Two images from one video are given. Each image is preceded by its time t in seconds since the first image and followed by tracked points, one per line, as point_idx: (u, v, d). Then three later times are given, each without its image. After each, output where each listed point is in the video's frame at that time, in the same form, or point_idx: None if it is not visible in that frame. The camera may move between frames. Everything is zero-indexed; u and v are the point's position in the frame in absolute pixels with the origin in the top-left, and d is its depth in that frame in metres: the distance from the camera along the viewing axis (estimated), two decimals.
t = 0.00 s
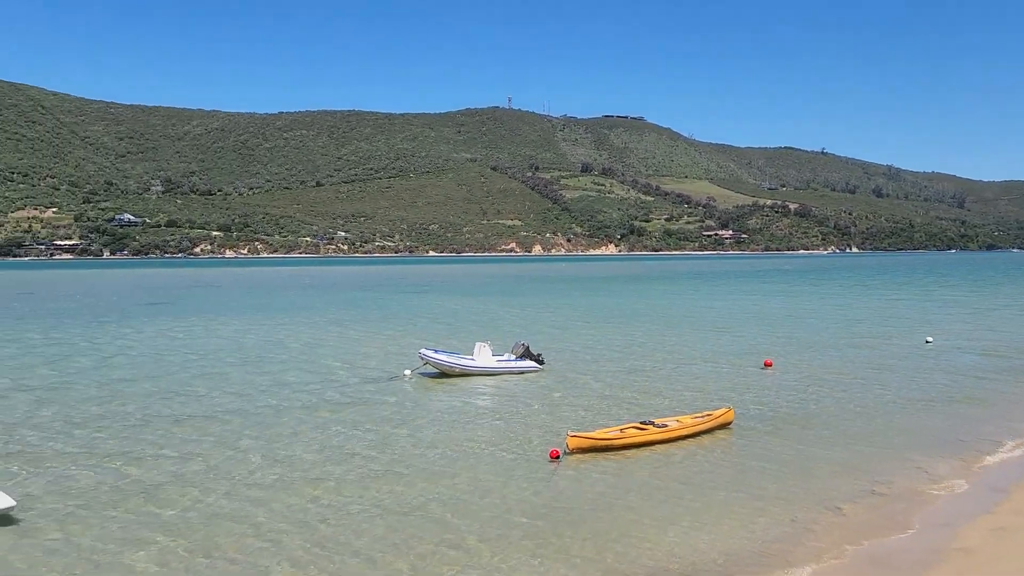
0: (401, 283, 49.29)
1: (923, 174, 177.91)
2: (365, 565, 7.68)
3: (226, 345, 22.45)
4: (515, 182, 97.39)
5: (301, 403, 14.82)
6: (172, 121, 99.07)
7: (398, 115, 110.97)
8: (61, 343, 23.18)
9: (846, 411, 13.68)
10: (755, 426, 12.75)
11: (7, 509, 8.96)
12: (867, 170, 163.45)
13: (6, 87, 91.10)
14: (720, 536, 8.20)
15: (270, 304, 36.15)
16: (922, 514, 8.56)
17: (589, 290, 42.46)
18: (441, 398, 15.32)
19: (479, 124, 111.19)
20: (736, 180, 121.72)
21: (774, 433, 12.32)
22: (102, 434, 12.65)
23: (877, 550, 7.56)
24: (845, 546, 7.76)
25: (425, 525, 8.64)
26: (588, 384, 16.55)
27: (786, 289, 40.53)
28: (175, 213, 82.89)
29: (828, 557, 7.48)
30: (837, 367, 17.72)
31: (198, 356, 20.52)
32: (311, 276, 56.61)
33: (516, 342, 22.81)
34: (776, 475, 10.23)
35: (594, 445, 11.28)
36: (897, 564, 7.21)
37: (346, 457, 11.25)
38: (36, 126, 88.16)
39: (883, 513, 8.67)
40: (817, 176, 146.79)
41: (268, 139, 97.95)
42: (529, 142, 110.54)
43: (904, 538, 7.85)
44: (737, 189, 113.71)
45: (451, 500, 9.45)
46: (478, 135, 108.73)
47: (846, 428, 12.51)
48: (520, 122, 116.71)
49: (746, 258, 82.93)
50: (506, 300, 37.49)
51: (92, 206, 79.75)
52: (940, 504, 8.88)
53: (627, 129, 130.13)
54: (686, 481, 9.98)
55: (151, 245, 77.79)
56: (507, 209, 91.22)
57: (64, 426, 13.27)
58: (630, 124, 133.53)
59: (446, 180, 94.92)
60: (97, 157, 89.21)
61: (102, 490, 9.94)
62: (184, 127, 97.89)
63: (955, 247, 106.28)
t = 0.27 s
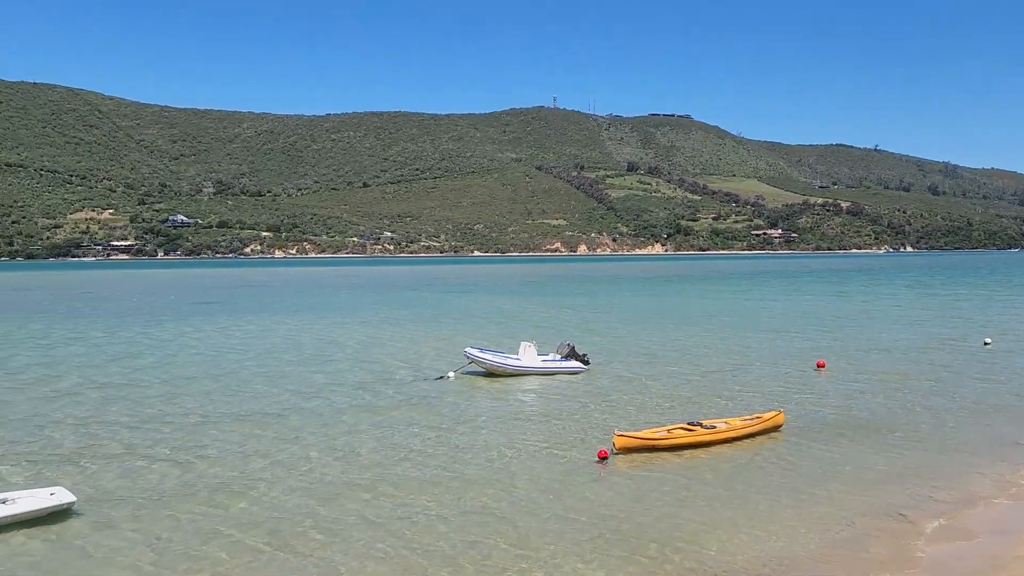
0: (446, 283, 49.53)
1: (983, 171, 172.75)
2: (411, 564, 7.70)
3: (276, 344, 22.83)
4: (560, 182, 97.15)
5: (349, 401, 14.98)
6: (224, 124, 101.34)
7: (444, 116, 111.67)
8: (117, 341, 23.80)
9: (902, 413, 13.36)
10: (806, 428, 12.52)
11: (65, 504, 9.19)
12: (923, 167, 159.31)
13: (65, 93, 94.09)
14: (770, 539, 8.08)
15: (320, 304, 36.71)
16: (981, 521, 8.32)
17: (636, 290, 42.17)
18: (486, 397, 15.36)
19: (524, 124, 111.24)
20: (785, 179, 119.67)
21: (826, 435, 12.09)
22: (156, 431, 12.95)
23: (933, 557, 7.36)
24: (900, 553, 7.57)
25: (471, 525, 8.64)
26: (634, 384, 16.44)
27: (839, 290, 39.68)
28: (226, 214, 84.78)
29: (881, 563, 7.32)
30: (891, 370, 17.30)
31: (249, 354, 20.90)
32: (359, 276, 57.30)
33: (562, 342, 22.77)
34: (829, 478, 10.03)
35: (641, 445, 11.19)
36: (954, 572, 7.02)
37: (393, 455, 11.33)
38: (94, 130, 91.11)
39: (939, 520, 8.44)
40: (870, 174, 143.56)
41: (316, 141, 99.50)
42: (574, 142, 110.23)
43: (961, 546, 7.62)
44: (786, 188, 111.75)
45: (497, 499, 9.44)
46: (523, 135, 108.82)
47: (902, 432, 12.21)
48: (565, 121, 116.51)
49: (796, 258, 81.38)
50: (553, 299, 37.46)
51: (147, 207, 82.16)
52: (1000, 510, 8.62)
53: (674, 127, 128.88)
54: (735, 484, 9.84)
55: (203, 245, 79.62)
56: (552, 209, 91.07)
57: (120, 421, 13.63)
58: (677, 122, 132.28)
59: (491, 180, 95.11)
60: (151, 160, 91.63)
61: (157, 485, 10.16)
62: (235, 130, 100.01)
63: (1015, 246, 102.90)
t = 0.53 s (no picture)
0: (491, 283, 49.50)
1: None
2: (457, 563, 7.68)
3: (324, 343, 23.12)
4: (605, 181, 96.53)
5: (395, 399, 15.10)
6: (273, 126, 103.41)
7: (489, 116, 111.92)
8: (171, 339, 24.35)
9: (960, 416, 12.98)
10: (859, 431, 12.25)
11: (122, 499, 9.40)
12: (981, 164, 154.70)
13: (121, 97, 96.84)
14: (823, 545, 7.91)
15: (365, 303, 37.13)
16: None
17: (684, 290, 41.65)
18: (532, 396, 15.33)
19: (569, 123, 110.90)
20: (837, 176, 117.19)
21: (880, 437, 11.82)
22: (209, 428, 13.19)
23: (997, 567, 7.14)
24: (961, 562, 7.35)
25: (518, 524, 8.59)
26: (680, 385, 16.27)
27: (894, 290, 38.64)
28: (275, 214, 86.56)
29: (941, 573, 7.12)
30: (948, 371, 16.85)
31: (297, 353, 21.19)
32: (404, 275, 57.70)
33: (606, 342, 22.65)
34: (883, 481, 9.81)
35: (690, 445, 11.04)
36: None
37: (439, 453, 11.35)
38: (149, 134, 93.96)
39: (1004, 527, 8.18)
40: (925, 170, 139.91)
41: (362, 142, 100.59)
42: (620, 140, 109.47)
43: None
44: (838, 185, 109.36)
45: (543, 499, 9.38)
46: (568, 133, 108.44)
47: (960, 435, 11.88)
48: (611, 119, 115.84)
49: (848, 257, 79.51)
50: (598, 299, 37.31)
51: (198, 208, 84.65)
52: None
53: (721, 124, 127.24)
54: (785, 485, 9.67)
55: (252, 245, 81.14)
56: (598, 208, 90.48)
57: (173, 417, 13.92)
58: (724, 119, 130.57)
59: (536, 179, 94.95)
60: (204, 162, 93.81)
61: (209, 481, 10.34)
62: (284, 132, 101.95)
63: None
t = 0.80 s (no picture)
0: (537, 281, 49.50)
1: None
2: (502, 561, 7.70)
3: (372, 341, 23.35)
4: (651, 179, 95.75)
5: (442, 398, 15.19)
6: (320, 126, 104.97)
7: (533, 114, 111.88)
8: (223, 337, 24.84)
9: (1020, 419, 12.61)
10: (913, 433, 11.98)
11: (175, 494, 9.58)
12: None
13: (173, 100, 99.27)
14: (875, 549, 7.77)
15: (412, 301, 37.49)
16: None
17: (734, 288, 41.11)
18: (578, 395, 15.29)
19: (614, 120, 110.26)
20: (889, 172, 114.53)
21: (934, 440, 11.56)
22: (259, 424, 13.42)
23: None
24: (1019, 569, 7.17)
25: (565, 524, 8.55)
26: (727, 384, 16.08)
27: (952, 288, 37.62)
28: (321, 214, 87.81)
29: None
30: (1007, 373, 16.36)
31: (345, 351, 21.45)
32: (449, 274, 58.03)
33: (652, 341, 22.51)
34: (938, 485, 9.59)
35: (736, 446, 10.93)
36: None
37: (486, 452, 11.37)
38: (200, 135, 96.19)
39: None
40: (983, 165, 135.86)
41: (407, 142, 101.43)
42: (666, 137, 108.51)
43: None
44: (890, 182, 106.84)
45: (590, 499, 9.32)
46: (613, 131, 107.84)
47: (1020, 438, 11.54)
48: (656, 116, 114.86)
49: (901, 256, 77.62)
50: (644, 297, 37.07)
51: (247, 208, 86.53)
52: None
53: (770, 120, 125.28)
54: (836, 488, 9.50)
55: (299, 244, 82.46)
56: (643, 206, 89.79)
57: (224, 414, 14.22)
58: (773, 115, 128.55)
59: (580, 177, 94.64)
60: (252, 163, 95.68)
61: (259, 477, 10.51)
62: (330, 133, 103.52)
63: None
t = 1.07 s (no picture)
0: (581, 279, 49.30)
1: None
2: (545, 560, 7.68)
3: (416, 339, 23.48)
4: (695, 176, 94.82)
5: (486, 396, 15.20)
6: (364, 127, 106.12)
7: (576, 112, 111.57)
8: (269, 335, 25.20)
9: None
10: (967, 435, 11.66)
11: (221, 487, 9.77)
12: None
13: (221, 102, 101.31)
14: (928, 554, 7.58)
15: (456, 300, 37.67)
16: None
17: (784, 287, 40.37)
18: (622, 394, 15.17)
19: (657, 117, 109.43)
20: (943, 168, 111.69)
21: (989, 443, 11.24)
22: (306, 421, 13.59)
23: None
24: None
25: (610, 524, 8.51)
26: (773, 384, 15.81)
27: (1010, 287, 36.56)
28: (365, 212, 88.70)
29: None
30: None
31: (390, 349, 21.61)
32: (493, 273, 58.19)
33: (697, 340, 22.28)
34: (994, 489, 9.31)
35: (782, 447, 10.76)
36: None
37: (532, 450, 11.34)
38: (247, 136, 98.01)
39: None
40: None
41: (450, 141, 101.99)
42: (710, 134, 107.36)
43: None
44: (943, 177, 104.27)
45: (634, 501, 9.21)
46: (657, 128, 107.04)
47: None
48: (701, 113, 113.66)
49: (954, 254, 75.73)
50: (690, 296, 36.72)
51: (293, 207, 87.73)
52: None
53: (817, 116, 123.16)
54: (886, 490, 9.31)
55: (344, 243, 83.34)
56: (687, 204, 88.90)
57: (269, 410, 14.42)
58: (820, 110, 126.33)
59: (623, 175, 94.12)
60: (298, 162, 97.06)
61: (304, 473, 10.65)
62: (375, 133, 104.57)
63: None
